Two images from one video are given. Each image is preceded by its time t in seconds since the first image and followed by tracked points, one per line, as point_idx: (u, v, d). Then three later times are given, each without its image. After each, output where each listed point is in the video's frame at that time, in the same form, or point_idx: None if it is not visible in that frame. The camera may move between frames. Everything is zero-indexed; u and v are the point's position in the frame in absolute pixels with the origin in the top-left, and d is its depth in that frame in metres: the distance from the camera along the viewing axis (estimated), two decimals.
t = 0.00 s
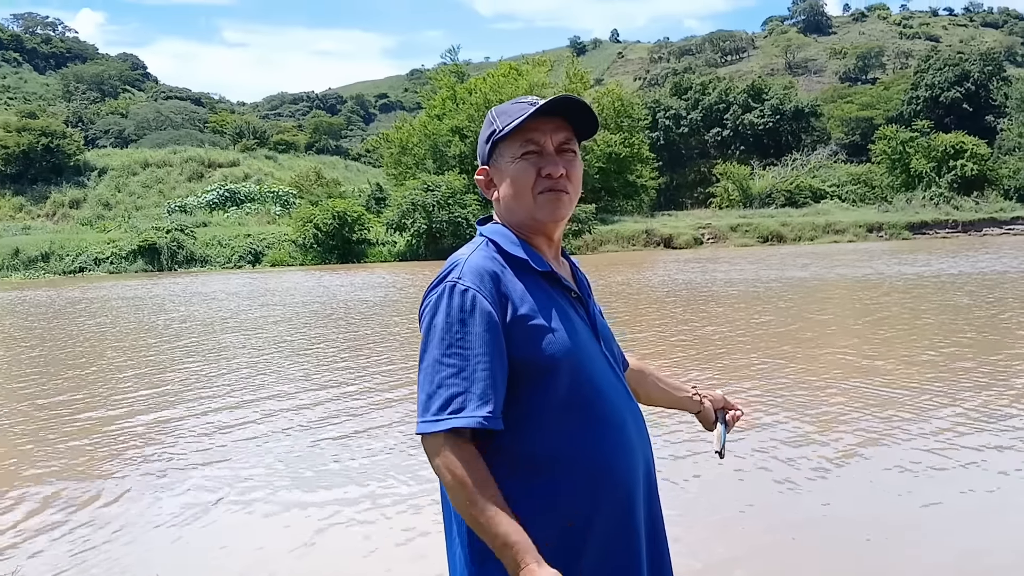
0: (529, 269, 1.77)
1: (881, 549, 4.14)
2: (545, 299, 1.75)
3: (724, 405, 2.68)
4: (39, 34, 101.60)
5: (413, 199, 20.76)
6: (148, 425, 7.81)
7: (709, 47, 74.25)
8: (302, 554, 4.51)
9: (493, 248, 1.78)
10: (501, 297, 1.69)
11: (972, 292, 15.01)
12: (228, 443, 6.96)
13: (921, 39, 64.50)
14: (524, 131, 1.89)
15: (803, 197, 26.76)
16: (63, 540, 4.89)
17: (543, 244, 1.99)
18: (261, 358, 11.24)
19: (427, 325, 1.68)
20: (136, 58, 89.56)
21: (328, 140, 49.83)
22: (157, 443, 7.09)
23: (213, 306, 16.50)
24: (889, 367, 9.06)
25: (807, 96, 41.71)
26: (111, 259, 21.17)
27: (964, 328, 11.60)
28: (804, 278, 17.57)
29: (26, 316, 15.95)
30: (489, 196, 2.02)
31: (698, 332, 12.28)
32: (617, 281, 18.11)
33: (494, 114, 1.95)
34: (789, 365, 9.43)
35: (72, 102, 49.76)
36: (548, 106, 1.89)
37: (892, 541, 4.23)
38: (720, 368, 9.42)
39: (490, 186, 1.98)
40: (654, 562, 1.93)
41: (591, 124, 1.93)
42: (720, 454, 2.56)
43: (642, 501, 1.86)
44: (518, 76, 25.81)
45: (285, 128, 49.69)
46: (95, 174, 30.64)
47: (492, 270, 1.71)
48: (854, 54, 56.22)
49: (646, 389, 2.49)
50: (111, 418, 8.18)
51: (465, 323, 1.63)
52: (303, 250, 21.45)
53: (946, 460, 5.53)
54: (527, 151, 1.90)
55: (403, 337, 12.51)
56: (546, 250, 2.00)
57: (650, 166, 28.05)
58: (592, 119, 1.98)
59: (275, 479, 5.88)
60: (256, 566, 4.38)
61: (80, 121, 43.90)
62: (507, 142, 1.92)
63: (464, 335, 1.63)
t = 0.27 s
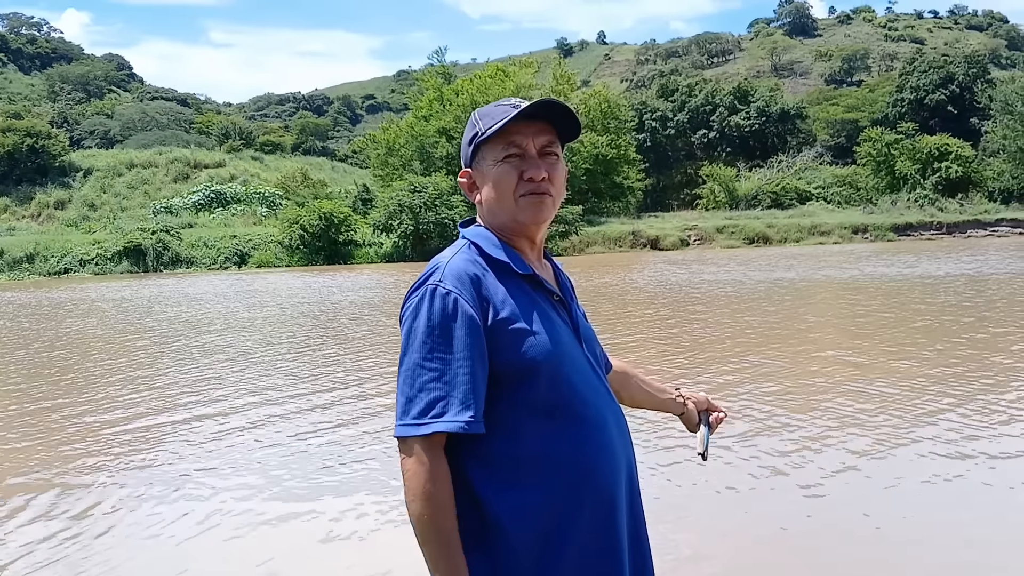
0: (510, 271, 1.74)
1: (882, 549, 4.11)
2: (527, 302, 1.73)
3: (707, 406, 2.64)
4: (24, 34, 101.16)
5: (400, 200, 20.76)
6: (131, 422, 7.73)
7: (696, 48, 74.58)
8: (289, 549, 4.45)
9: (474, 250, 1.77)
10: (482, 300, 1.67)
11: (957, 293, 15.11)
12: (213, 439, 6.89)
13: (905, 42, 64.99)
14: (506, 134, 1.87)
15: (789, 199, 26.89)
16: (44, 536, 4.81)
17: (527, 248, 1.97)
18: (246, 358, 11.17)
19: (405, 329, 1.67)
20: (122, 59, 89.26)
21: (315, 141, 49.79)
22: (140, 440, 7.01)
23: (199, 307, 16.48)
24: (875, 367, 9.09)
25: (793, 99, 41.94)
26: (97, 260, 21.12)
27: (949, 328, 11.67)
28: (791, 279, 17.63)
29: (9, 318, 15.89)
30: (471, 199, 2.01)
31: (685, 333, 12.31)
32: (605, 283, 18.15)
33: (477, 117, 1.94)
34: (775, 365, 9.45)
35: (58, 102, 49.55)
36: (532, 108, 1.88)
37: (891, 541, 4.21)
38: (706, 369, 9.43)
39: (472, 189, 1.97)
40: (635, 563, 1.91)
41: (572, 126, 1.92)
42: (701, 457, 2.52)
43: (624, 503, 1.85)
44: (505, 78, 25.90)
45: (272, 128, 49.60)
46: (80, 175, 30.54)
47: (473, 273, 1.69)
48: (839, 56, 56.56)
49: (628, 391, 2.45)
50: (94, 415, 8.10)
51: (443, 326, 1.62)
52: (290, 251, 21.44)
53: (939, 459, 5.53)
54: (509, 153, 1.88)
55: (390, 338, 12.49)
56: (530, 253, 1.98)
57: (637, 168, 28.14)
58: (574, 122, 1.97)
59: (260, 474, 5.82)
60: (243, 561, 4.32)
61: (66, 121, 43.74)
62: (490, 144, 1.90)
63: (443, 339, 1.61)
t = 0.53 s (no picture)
0: (504, 270, 1.75)
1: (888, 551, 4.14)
2: (519, 302, 1.73)
3: (706, 407, 2.64)
4: (22, 33, 101.33)
5: (397, 201, 20.76)
6: (131, 423, 7.73)
7: (693, 49, 74.67)
8: (294, 552, 4.47)
9: (467, 250, 1.77)
10: (475, 300, 1.67)
11: (955, 294, 15.14)
12: (213, 441, 6.90)
13: (903, 43, 65.09)
14: (498, 135, 1.87)
15: (787, 200, 26.92)
16: (47, 540, 4.81)
17: (521, 248, 1.97)
18: (245, 359, 11.18)
19: (399, 328, 1.67)
20: (119, 58, 89.28)
21: (313, 142, 49.80)
22: (140, 442, 7.01)
23: (196, 308, 16.47)
24: (874, 368, 9.10)
25: (790, 99, 42.03)
26: (95, 260, 21.12)
27: (947, 329, 11.70)
28: (789, 280, 17.65)
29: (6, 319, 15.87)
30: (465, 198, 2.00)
31: (684, 334, 12.31)
32: (603, 283, 18.17)
33: (471, 117, 1.93)
34: (773, 366, 9.46)
35: (55, 103, 49.51)
36: (525, 109, 1.87)
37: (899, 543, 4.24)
38: (704, 370, 9.44)
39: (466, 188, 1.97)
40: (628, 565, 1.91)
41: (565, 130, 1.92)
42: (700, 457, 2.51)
43: (617, 505, 1.84)
44: (502, 79, 25.93)
45: (269, 129, 49.59)
46: (78, 175, 30.54)
47: (467, 274, 1.69)
48: (837, 57, 56.65)
49: (625, 391, 2.44)
50: (93, 417, 8.10)
51: (436, 325, 1.63)
52: (288, 252, 21.47)
53: (942, 462, 5.54)
54: (503, 154, 1.88)
55: (388, 338, 12.49)
56: (523, 255, 1.98)
57: (634, 169, 28.16)
58: (568, 123, 1.97)
59: (259, 477, 5.82)
60: (247, 564, 4.33)
61: (63, 121, 43.77)
62: (483, 144, 1.90)
63: (435, 339, 1.63)
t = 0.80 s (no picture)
0: (502, 279, 1.76)
1: (874, 554, 4.22)
2: (518, 310, 1.74)
3: (709, 414, 2.60)
4: (24, 38, 101.59)
5: (400, 207, 20.76)
6: (132, 429, 7.72)
7: (696, 56, 74.75)
8: (291, 557, 4.48)
9: (468, 258, 1.78)
10: (473, 309, 1.69)
11: (959, 301, 15.11)
12: (214, 447, 6.89)
13: (907, 51, 65.12)
14: (503, 143, 1.86)
15: (789, 207, 26.93)
16: (46, 545, 4.82)
17: (523, 257, 1.96)
18: (249, 365, 11.17)
19: (398, 334, 1.69)
20: (121, 64, 89.49)
21: (315, 148, 49.83)
22: (141, 447, 7.01)
23: (199, 314, 16.47)
24: (879, 376, 9.07)
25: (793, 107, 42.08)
26: (97, 266, 21.12)
27: (952, 337, 11.67)
28: (792, 287, 17.65)
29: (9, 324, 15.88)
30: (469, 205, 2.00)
31: (687, 341, 12.30)
32: (605, 290, 18.17)
33: (475, 125, 1.93)
34: (777, 373, 9.44)
35: (58, 109, 49.61)
36: (530, 117, 1.86)
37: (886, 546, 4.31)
38: (708, 377, 9.43)
39: (470, 195, 1.96)
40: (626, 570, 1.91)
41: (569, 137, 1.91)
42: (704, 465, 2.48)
43: (614, 509, 1.85)
44: (506, 86, 25.97)
45: (272, 135, 49.64)
46: (81, 181, 30.58)
47: (465, 282, 1.71)
48: (840, 65, 56.69)
49: (628, 398, 2.43)
50: (95, 422, 8.09)
51: (433, 331, 1.65)
52: (290, 258, 21.47)
53: (947, 471, 5.52)
54: (506, 162, 1.87)
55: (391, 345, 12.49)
56: (525, 263, 1.97)
57: (637, 176, 28.17)
58: (573, 133, 1.96)
59: (262, 483, 5.81)
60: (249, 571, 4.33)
61: (67, 127, 43.85)
62: (488, 151, 1.89)
63: (431, 346, 1.64)
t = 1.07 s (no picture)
0: (502, 283, 1.77)
1: (871, 554, 4.28)
2: (517, 316, 1.76)
3: (710, 419, 2.58)
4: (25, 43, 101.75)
5: (400, 212, 20.78)
6: (131, 433, 7.70)
7: (695, 61, 74.85)
8: (292, 562, 4.48)
9: (468, 262, 1.79)
10: (474, 316, 1.70)
11: (959, 307, 15.13)
12: (214, 450, 6.86)
13: (906, 58, 65.25)
14: (508, 153, 1.87)
15: (789, 213, 26.96)
16: (46, 550, 4.80)
17: (524, 264, 1.97)
18: (249, 370, 11.17)
19: (399, 338, 1.70)
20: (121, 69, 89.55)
21: (315, 153, 49.87)
22: (141, 451, 7.00)
23: (199, 320, 16.47)
24: (878, 381, 9.08)
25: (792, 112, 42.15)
26: (97, 271, 21.12)
27: (951, 342, 11.69)
28: (792, 292, 17.66)
29: (8, 329, 15.87)
30: (472, 210, 2.01)
31: (687, 346, 12.30)
32: (605, 295, 18.18)
33: (483, 131, 1.94)
34: (777, 379, 9.44)
35: (58, 113, 49.61)
36: (538, 128, 1.87)
37: (883, 546, 4.36)
38: (708, 382, 9.43)
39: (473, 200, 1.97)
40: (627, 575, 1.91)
41: (574, 149, 1.91)
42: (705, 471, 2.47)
43: (615, 514, 1.86)
44: (506, 91, 26.03)
45: (271, 140, 49.68)
46: (81, 186, 30.60)
47: (465, 288, 1.72)
48: (839, 71, 56.81)
49: (629, 403, 2.42)
50: (94, 427, 8.07)
51: (433, 334, 1.65)
52: (290, 263, 21.47)
53: (949, 476, 5.52)
54: (511, 171, 1.88)
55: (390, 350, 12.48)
56: (525, 270, 1.98)
57: (637, 181, 28.20)
58: (579, 143, 1.95)
59: (262, 487, 5.80)
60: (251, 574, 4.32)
61: (66, 132, 43.89)
62: (493, 159, 1.90)
63: (432, 348, 1.65)
